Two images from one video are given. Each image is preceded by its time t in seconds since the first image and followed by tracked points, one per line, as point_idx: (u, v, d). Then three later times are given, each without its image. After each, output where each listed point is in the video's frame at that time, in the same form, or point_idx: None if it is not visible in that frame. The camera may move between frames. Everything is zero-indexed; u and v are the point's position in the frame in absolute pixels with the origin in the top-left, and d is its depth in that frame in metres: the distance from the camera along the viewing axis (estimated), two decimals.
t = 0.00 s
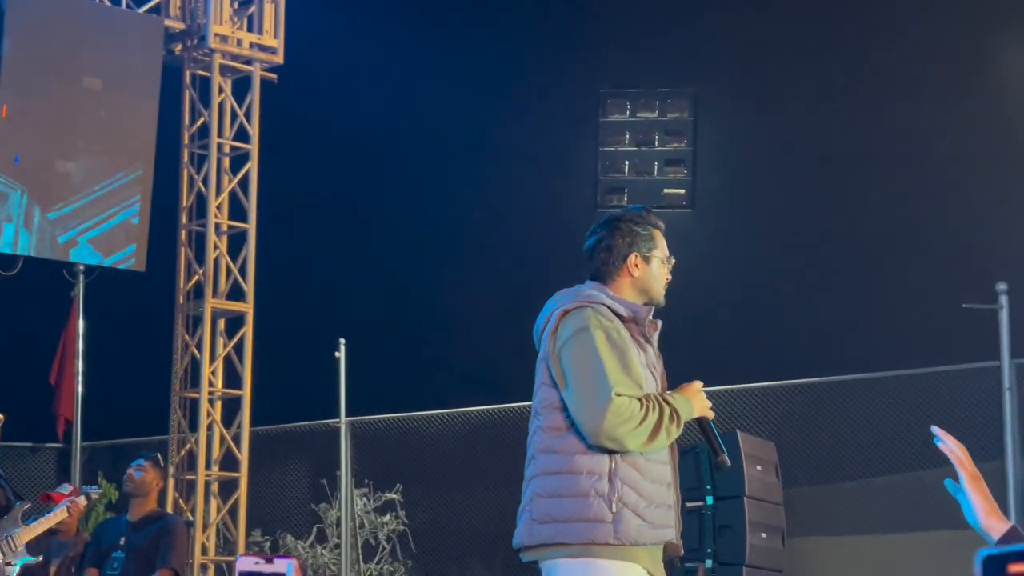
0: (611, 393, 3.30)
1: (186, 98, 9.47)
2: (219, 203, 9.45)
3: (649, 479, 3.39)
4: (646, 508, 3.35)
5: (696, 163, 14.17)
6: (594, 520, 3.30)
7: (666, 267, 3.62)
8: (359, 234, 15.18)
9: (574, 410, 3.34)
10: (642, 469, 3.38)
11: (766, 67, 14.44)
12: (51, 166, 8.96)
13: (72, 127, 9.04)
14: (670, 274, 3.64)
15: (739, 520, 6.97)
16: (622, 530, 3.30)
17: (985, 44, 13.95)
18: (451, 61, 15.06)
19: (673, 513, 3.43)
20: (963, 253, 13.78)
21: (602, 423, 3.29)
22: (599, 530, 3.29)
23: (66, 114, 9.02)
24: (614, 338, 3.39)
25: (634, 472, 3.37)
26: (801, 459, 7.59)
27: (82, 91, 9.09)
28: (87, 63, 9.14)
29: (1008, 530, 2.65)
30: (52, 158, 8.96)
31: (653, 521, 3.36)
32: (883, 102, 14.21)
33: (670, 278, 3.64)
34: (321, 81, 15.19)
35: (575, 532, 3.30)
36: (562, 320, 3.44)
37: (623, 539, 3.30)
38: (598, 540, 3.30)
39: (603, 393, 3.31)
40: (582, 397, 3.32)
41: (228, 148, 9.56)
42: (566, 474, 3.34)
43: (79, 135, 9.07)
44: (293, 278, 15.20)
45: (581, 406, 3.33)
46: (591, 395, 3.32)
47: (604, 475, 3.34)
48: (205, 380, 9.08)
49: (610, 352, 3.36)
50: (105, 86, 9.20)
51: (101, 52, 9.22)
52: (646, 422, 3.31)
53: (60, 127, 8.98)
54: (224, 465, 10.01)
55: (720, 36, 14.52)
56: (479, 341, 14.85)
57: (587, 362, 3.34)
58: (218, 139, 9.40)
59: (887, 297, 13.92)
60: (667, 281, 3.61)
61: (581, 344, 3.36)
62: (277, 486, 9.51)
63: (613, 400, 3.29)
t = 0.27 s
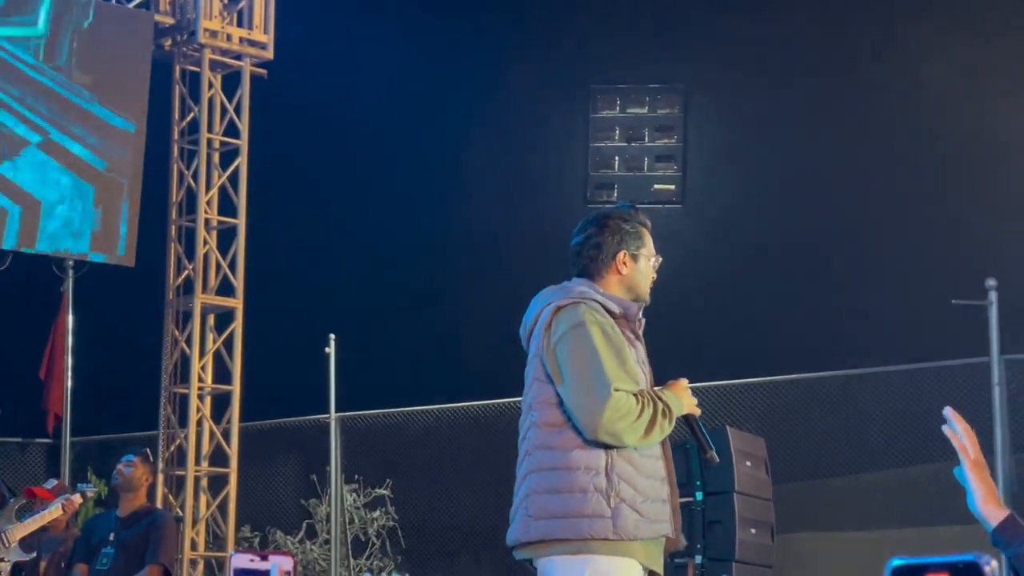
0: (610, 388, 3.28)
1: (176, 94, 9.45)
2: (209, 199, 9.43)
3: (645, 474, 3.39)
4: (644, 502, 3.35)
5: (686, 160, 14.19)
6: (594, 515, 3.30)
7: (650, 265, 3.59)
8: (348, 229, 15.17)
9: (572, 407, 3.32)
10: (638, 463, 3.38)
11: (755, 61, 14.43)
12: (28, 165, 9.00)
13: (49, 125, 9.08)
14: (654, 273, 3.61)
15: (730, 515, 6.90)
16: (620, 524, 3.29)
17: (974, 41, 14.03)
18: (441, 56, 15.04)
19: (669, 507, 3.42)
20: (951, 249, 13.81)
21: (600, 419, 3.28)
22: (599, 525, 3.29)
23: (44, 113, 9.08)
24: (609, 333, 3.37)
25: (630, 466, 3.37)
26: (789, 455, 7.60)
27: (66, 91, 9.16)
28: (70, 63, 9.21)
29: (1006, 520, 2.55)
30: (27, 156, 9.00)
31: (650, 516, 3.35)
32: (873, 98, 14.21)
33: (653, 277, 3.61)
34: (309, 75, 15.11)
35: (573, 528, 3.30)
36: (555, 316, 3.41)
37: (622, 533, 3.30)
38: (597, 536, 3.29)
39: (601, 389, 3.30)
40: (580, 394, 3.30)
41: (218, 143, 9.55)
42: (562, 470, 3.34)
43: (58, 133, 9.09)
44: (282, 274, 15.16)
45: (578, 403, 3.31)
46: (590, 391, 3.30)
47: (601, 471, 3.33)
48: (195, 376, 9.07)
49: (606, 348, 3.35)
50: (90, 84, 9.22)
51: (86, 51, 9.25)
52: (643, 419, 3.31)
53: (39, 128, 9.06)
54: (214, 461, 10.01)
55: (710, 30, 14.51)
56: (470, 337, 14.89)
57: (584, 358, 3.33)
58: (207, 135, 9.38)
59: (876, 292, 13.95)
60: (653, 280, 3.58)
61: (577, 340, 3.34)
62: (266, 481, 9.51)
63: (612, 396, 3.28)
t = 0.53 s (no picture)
0: (610, 382, 3.27)
1: (169, 87, 9.43)
2: (202, 193, 9.42)
3: (636, 469, 3.39)
4: (634, 499, 3.36)
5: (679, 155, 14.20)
6: (587, 510, 3.29)
7: (640, 260, 3.59)
8: (342, 224, 15.17)
9: (571, 401, 3.30)
10: (630, 460, 3.38)
11: (750, 59, 14.47)
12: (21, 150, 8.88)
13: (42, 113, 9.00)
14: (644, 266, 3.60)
15: (723, 511, 7.00)
16: (611, 521, 3.30)
17: (971, 33, 13.90)
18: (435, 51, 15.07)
19: (656, 503, 3.44)
20: (945, 245, 13.79)
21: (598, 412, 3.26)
22: (591, 520, 3.29)
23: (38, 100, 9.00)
24: (607, 328, 3.36)
25: (621, 463, 3.36)
26: (784, 450, 7.61)
27: (60, 80, 9.09)
28: (64, 51, 9.14)
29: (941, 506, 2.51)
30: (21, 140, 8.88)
31: (639, 513, 3.36)
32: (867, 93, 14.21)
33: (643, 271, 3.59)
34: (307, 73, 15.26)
35: (565, 522, 3.29)
36: (552, 312, 3.39)
37: (612, 529, 3.31)
38: (588, 532, 3.29)
39: (600, 382, 3.28)
40: (580, 387, 3.28)
41: (211, 137, 9.53)
42: (556, 464, 3.32)
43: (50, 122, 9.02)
44: (278, 269, 15.23)
45: (576, 396, 3.29)
46: (590, 383, 3.28)
47: (594, 466, 3.33)
48: (188, 370, 9.07)
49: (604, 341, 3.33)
50: (83, 75, 9.19)
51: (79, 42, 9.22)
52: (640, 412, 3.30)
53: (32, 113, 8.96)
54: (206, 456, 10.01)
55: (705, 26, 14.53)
56: (462, 332, 14.83)
57: (584, 351, 3.30)
58: (201, 129, 9.36)
59: (870, 287, 13.93)
60: (642, 275, 3.57)
61: (577, 335, 3.32)
62: (260, 476, 9.50)
63: (611, 388, 3.26)
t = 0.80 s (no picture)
0: (622, 344, 3.20)
1: (169, 83, 9.42)
2: (202, 189, 9.42)
3: (635, 455, 3.33)
4: (635, 486, 3.30)
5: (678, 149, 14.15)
6: (593, 498, 3.23)
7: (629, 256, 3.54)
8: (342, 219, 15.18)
9: (582, 377, 3.23)
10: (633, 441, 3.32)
11: (749, 55, 14.49)
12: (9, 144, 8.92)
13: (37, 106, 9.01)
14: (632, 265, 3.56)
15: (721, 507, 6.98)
16: (615, 510, 3.24)
17: (970, 28, 13.86)
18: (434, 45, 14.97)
19: (652, 488, 3.38)
20: (943, 240, 13.81)
21: (617, 377, 3.20)
22: (596, 510, 3.23)
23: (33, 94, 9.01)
24: (596, 308, 3.31)
25: (623, 445, 3.30)
26: (783, 443, 7.60)
27: (58, 75, 9.10)
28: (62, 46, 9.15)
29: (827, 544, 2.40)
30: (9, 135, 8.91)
31: (637, 499, 3.30)
32: (866, 88, 14.22)
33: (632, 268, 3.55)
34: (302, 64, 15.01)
35: (568, 514, 3.22)
36: (538, 306, 3.33)
37: (615, 518, 3.25)
38: (593, 521, 3.23)
39: (612, 348, 3.21)
40: (591, 359, 3.20)
41: (210, 132, 9.53)
42: (557, 456, 3.25)
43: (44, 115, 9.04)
44: (277, 263, 15.23)
45: (590, 370, 3.22)
46: (601, 353, 3.21)
47: (595, 454, 3.26)
48: (187, 366, 9.07)
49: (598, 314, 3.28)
50: (81, 70, 9.20)
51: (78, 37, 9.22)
52: (655, 362, 3.24)
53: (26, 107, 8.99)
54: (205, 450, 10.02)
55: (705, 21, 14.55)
56: (462, 327, 14.89)
57: (584, 327, 3.24)
58: (201, 124, 9.35)
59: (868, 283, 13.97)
60: (630, 269, 3.52)
61: (571, 316, 3.26)
62: (259, 470, 9.51)
63: (625, 351, 3.20)
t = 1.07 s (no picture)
0: (614, 332, 3.30)
1: (177, 78, 9.45)
2: (209, 184, 9.44)
3: (636, 443, 3.41)
4: (636, 477, 3.37)
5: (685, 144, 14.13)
6: (590, 489, 3.31)
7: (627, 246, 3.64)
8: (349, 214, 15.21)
9: (576, 367, 3.33)
10: (631, 431, 3.40)
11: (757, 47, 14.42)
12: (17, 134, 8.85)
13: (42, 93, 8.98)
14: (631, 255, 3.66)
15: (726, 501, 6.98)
16: (613, 500, 3.32)
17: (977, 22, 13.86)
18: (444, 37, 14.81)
19: (656, 476, 3.45)
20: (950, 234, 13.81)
21: (613, 362, 3.30)
22: (593, 500, 3.30)
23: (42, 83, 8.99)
24: (584, 302, 3.43)
25: (624, 435, 3.39)
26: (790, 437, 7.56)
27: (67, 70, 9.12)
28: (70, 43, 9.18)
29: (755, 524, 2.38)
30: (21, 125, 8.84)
31: (640, 487, 3.37)
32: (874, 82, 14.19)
33: (629, 258, 3.64)
34: (306, 59, 14.82)
35: (566, 504, 3.31)
36: (530, 302, 3.45)
37: (614, 508, 3.32)
38: (593, 511, 3.31)
39: (603, 333, 3.31)
40: (584, 348, 3.31)
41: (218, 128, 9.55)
42: (555, 448, 3.34)
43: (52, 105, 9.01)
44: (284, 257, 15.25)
45: (587, 359, 3.32)
46: (593, 340, 3.31)
47: (593, 445, 3.34)
48: (195, 360, 9.10)
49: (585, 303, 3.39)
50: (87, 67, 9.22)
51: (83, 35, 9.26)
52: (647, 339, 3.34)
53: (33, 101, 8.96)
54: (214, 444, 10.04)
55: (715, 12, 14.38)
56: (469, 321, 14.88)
57: (573, 319, 3.34)
58: (208, 119, 9.38)
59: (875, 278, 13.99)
60: (624, 258, 3.60)
61: (560, 313, 3.36)
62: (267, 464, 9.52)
63: (616, 335, 3.30)
